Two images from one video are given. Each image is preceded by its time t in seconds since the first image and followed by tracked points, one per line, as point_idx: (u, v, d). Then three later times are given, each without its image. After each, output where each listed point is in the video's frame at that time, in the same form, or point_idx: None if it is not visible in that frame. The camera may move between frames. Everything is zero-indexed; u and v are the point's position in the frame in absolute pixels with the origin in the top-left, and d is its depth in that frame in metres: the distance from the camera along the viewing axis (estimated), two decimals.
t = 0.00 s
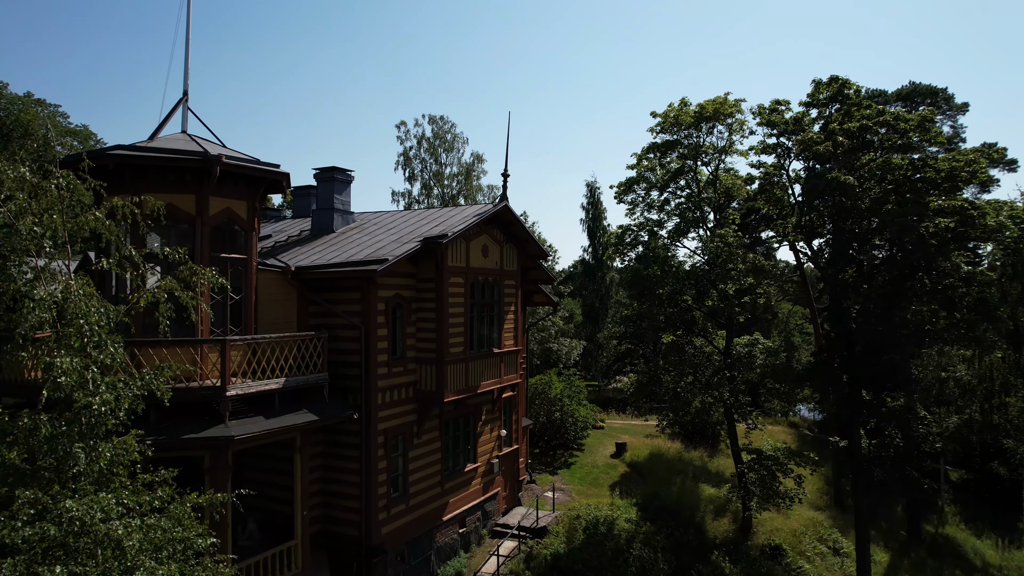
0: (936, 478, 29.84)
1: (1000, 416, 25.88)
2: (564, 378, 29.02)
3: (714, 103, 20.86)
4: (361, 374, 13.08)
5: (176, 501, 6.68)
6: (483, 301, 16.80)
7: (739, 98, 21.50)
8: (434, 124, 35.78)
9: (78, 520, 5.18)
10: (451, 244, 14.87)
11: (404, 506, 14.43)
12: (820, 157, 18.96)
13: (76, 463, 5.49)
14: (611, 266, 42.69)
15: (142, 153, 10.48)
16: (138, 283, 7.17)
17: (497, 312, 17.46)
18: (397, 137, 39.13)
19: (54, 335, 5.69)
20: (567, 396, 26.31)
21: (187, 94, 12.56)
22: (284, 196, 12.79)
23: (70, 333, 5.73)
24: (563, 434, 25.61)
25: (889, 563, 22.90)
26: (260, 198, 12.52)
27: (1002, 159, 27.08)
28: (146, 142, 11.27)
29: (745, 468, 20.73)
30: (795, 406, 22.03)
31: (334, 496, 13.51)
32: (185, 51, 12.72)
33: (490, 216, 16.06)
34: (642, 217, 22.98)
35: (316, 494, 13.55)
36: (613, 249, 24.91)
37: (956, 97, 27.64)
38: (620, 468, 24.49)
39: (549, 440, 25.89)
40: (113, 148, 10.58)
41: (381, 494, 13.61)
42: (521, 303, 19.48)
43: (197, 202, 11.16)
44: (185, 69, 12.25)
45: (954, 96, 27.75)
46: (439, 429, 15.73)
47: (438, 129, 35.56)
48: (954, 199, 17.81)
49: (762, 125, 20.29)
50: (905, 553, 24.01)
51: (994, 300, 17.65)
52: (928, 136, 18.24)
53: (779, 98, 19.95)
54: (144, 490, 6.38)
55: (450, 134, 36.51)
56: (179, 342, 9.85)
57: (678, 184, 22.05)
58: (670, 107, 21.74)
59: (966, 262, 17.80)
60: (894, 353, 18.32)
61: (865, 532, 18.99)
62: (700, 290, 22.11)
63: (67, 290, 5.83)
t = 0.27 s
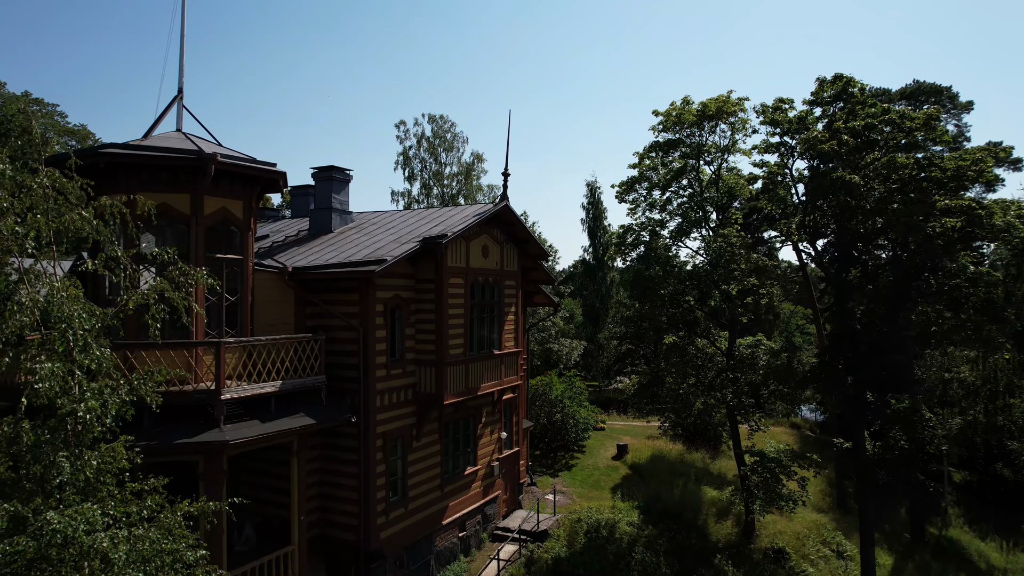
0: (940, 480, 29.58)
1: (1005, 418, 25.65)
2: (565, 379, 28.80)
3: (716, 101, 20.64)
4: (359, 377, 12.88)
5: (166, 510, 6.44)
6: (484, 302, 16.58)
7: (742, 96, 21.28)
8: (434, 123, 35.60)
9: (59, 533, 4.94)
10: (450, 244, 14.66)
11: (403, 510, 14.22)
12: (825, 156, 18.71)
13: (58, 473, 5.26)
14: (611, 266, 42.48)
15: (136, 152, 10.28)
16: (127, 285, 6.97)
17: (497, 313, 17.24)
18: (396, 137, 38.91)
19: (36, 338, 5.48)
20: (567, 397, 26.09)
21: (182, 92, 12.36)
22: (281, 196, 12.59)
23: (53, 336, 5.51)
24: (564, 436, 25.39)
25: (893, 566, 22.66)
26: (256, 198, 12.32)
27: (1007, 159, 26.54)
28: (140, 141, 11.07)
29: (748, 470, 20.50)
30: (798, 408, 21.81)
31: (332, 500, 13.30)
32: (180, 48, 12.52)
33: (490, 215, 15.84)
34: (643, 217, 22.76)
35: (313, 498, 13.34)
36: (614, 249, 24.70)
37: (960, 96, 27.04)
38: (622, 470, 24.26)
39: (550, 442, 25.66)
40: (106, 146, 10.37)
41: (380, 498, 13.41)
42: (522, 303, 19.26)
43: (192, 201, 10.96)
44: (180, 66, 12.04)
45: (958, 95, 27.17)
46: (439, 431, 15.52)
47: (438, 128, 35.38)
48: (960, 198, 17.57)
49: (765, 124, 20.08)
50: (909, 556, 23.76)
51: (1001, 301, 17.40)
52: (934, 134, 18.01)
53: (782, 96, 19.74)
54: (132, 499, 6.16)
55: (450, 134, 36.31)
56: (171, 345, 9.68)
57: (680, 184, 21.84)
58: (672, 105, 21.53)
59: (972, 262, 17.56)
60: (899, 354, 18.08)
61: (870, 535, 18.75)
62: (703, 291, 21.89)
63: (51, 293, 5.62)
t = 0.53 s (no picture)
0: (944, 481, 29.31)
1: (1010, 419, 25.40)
2: (566, 380, 28.57)
3: (719, 100, 20.41)
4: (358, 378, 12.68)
5: (157, 520, 6.19)
6: (484, 303, 16.35)
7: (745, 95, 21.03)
8: (434, 122, 35.39)
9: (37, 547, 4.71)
10: (450, 244, 14.42)
11: (402, 514, 14.00)
12: (830, 155, 18.46)
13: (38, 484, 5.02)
14: (612, 266, 42.24)
15: (129, 150, 10.05)
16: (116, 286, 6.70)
17: (498, 314, 17.00)
18: (396, 136, 38.68)
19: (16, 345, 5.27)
20: (568, 399, 25.87)
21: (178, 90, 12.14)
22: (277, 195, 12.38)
23: (36, 340, 5.30)
24: (565, 437, 25.16)
25: (898, 569, 22.42)
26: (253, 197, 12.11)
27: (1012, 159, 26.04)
28: (134, 139, 10.85)
29: (751, 473, 20.25)
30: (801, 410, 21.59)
31: (330, 504, 13.09)
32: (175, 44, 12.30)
33: (490, 215, 15.61)
34: (645, 216, 22.53)
35: (311, 502, 13.13)
36: (616, 249, 24.47)
37: (964, 95, 26.42)
38: (623, 472, 24.02)
39: (551, 443, 25.44)
40: (98, 145, 10.14)
41: (379, 502, 13.19)
42: (523, 304, 19.04)
43: (186, 201, 10.74)
44: (175, 63, 11.82)
45: (962, 95, 26.55)
46: (439, 434, 15.29)
47: (438, 127, 35.19)
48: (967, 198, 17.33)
49: (769, 123, 19.85)
50: (914, 559, 23.50)
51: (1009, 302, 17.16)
52: (940, 133, 17.75)
53: (786, 94, 19.49)
54: (120, 509, 5.93)
55: (450, 133, 36.11)
56: (163, 347, 9.48)
57: (683, 183, 21.60)
58: (674, 104, 21.29)
59: (980, 263, 17.30)
60: (905, 355, 17.83)
61: (875, 539, 18.49)
62: (706, 292, 21.64)
63: (32, 295, 5.40)
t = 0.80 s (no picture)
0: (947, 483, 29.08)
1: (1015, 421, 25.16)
2: (567, 381, 28.35)
3: (722, 98, 20.18)
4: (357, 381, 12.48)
5: (146, 530, 5.96)
6: (484, 303, 16.13)
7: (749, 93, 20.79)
8: (434, 121, 35.17)
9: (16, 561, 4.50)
10: (450, 244, 14.20)
11: (401, 519, 13.79)
12: (835, 154, 18.21)
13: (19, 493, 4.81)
14: (612, 266, 42.01)
15: (122, 148, 9.84)
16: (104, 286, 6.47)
17: (498, 315, 16.77)
18: (396, 135, 38.46)
19: None
20: (569, 400, 25.64)
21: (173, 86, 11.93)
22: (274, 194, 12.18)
23: (18, 344, 5.09)
24: (566, 439, 24.94)
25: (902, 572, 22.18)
26: (249, 196, 11.91)
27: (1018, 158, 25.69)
28: (128, 136, 10.65)
29: (754, 475, 20.01)
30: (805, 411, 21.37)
31: (328, 509, 12.88)
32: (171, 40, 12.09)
33: (491, 215, 15.38)
34: (647, 216, 22.30)
35: (309, 506, 12.92)
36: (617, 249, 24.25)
37: (969, 93, 26.00)
38: (625, 474, 23.78)
39: (552, 445, 25.21)
40: (90, 143, 9.92)
41: (377, 506, 12.99)
42: (524, 305, 18.82)
43: (180, 199, 10.54)
44: (170, 59, 11.61)
45: (967, 93, 26.15)
46: (438, 437, 15.08)
47: (438, 126, 34.97)
48: (973, 197, 17.10)
49: (773, 121, 19.62)
50: (918, 562, 23.27)
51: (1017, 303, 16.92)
52: (946, 131, 17.48)
53: (790, 92, 19.26)
54: (108, 518, 5.71)
55: (450, 132, 35.89)
56: (157, 349, 9.29)
57: (685, 182, 21.36)
58: (677, 102, 21.07)
59: (987, 263, 17.07)
60: (910, 356, 17.60)
61: (880, 543, 18.25)
62: (708, 292, 21.41)
63: (14, 297, 5.18)
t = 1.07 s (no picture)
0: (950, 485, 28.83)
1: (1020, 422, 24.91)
2: (567, 382, 28.11)
3: (724, 96, 19.95)
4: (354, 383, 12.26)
5: (132, 542, 5.73)
6: (484, 304, 15.89)
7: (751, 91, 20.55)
8: (433, 121, 34.94)
9: None
10: (449, 244, 13.98)
11: (400, 523, 13.56)
12: (840, 152, 17.95)
13: None
14: (613, 267, 41.80)
15: (113, 147, 9.63)
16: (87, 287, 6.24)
17: (498, 316, 16.53)
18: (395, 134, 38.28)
19: None
20: (570, 401, 25.41)
21: (167, 84, 11.71)
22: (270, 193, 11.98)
23: None
24: (567, 441, 24.69)
25: None
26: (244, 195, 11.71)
27: None
28: (120, 134, 10.42)
29: (757, 478, 19.76)
30: (808, 413, 21.12)
31: (325, 513, 12.65)
32: (165, 37, 11.87)
33: (490, 215, 15.16)
34: (649, 215, 22.06)
35: (306, 511, 12.69)
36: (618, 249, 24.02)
37: (974, 92, 25.74)
38: (626, 477, 23.53)
39: (552, 447, 24.98)
40: (81, 141, 9.71)
41: (375, 511, 12.75)
42: (524, 306, 18.59)
43: (173, 199, 10.32)
44: (164, 55, 11.38)
45: (972, 91, 25.88)
46: (437, 440, 14.84)
47: (437, 126, 34.76)
48: (980, 197, 16.87)
49: (776, 120, 19.39)
50: (922, 565, 23.01)
51: None
52: (950, 132, 17.13)
53: (793, 91, 19.03)
54: (92, 531, 5.49)
55: (450, 132, 35.66)
56: (148, 352, 9.07)
57: (687, 181, 21.13)
58: (679, 100, 20.84)
59: (993, 263, 16.83)
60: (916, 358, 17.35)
61: (886, 547, 17.98)
62: (711, 293, 21.00)
63: None
